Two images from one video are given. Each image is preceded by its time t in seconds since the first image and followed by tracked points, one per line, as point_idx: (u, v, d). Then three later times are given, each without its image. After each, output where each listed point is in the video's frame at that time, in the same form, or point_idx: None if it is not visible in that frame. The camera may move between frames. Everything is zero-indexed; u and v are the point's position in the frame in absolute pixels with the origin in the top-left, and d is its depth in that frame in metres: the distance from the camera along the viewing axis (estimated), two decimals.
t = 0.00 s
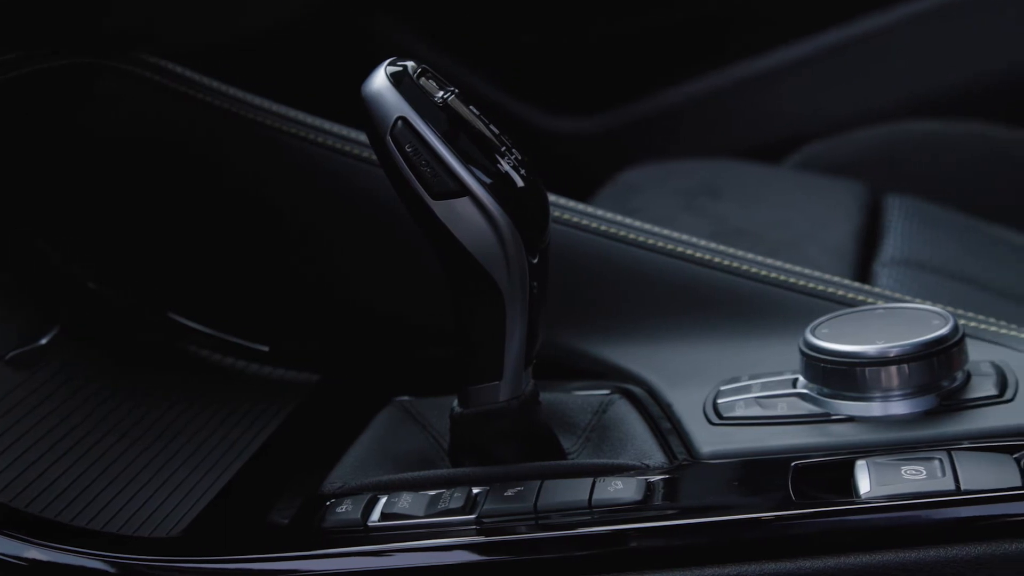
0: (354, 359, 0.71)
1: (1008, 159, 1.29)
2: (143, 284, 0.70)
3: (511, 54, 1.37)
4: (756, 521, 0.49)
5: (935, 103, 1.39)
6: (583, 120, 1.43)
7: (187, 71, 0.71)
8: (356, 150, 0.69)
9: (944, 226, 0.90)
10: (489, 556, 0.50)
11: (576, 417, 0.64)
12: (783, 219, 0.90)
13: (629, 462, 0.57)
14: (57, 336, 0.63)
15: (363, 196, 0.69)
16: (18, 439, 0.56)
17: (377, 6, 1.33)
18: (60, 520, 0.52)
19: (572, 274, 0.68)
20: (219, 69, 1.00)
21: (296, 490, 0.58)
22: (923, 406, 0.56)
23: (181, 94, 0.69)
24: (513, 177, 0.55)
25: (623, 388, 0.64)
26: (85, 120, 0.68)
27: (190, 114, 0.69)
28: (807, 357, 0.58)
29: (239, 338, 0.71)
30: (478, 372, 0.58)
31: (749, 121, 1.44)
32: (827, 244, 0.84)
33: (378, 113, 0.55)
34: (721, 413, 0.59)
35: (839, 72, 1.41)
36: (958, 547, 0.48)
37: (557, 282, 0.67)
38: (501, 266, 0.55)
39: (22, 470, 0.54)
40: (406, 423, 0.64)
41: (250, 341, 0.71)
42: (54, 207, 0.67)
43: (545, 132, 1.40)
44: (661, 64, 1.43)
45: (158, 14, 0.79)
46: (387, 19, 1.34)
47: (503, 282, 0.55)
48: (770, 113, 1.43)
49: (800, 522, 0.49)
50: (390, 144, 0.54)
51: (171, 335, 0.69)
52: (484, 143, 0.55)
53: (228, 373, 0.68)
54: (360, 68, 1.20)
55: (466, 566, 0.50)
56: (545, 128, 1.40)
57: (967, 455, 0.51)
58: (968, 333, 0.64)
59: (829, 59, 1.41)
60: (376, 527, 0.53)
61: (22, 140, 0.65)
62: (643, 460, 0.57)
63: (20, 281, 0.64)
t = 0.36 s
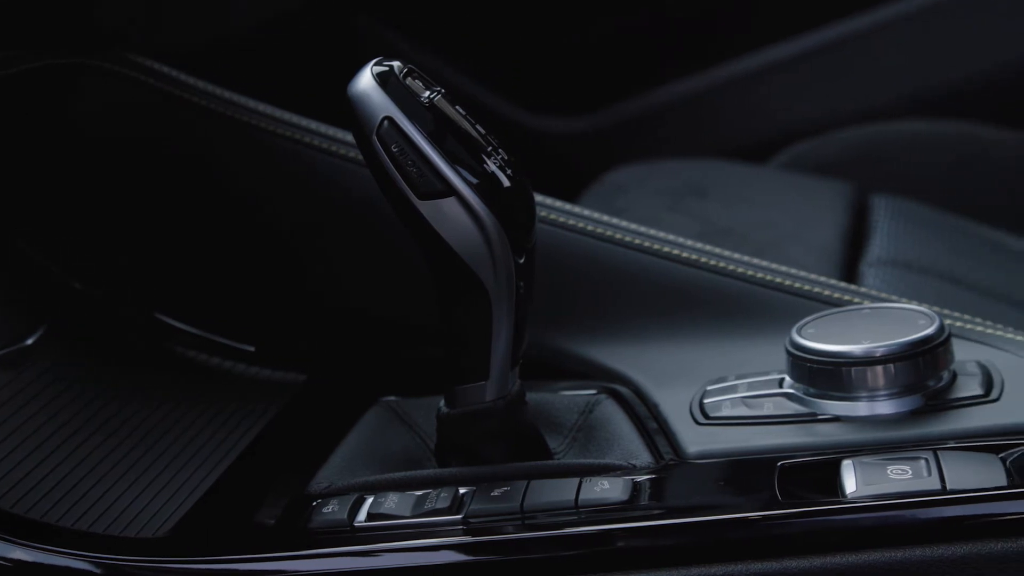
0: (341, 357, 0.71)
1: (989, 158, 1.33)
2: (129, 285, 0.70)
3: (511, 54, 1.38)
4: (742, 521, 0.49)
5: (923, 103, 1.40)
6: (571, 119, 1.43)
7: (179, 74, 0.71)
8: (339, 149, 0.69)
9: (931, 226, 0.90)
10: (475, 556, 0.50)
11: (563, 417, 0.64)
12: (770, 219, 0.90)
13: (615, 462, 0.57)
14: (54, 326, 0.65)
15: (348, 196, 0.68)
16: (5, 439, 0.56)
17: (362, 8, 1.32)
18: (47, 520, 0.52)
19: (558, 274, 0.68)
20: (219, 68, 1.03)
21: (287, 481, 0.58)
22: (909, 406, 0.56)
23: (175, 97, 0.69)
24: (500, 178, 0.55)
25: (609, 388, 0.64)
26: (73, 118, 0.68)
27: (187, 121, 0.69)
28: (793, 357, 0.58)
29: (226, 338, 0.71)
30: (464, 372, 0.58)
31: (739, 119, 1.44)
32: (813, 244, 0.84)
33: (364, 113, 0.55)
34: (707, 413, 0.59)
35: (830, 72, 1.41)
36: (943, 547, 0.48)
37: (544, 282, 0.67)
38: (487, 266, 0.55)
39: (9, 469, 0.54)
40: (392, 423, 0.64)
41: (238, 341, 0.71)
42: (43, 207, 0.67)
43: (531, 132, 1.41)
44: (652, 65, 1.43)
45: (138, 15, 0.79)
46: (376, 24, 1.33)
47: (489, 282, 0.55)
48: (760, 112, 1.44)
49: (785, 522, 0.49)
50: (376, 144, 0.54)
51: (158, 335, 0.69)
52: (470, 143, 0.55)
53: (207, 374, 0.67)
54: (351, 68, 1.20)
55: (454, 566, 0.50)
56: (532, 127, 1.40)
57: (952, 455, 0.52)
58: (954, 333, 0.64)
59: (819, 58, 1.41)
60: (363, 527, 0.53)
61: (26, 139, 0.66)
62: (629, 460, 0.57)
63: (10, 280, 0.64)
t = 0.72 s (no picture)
0: (328, 356, 0.71)
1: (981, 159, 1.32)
2: (115, 287, 0.69)
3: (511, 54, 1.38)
4: (729, 521, 0.49)
5: (914, 103, 1.40)
6: (563, 120, 1.43)
7: (171, 77, 0.70)
8: (329, 149, 0.69)
9: (916, 227, 0.91)
10: (462, 556, 0.50)
11: (549, 417, 0.64)
12: (757, 219, 0.91)
13: (602, 462, 0.57)
14: (52, 325, 0.65)
15: (334, 196, 0.68)
16: None
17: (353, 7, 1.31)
18: (32, 522, 0.52)
19: (545, 274, 0.68)
20: (219, 69, 1.02)
21: (280, 480, 0.59)
22: (894, 406, 0.56)
23: (160, 97, 0.69)
24: (486, 178, 0.55)
25: (596, 388, 0.64)
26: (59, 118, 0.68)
27: (184, 122, 0.69)
28: (780, 357, 0.58)
29: (212, 337, 0.70)
30: (450, 372, 0.58)
31: (731, 118, 1.44)
32: (800, 244, 0.84)
33: (351, 113, 0.55)
34: (694, 414, 0.59)
35: (820, 72, 1.42)
36: (930, 547, 0.48)
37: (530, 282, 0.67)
38: (474, 266, 0.55)
39: None
40: (379, 423, 0.64)
41: (225, 341, 0.70)
42: (29, 209, 0.67)
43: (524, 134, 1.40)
44: (641, 64, 1.43)
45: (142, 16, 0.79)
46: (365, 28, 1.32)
47: (476, 282, 0.55)
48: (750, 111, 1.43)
49: (770, 522, 0.49)
50: (362, 144, 0.54)
51: (144, 336, 0.69)
52: (457, 143, 0.55)
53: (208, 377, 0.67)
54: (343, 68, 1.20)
55: (443, 566, 0.50)
56: (520, 127, 1.40)
57: (938, 455, 0.52)
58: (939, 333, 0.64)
59: (810, 58, 1.41)
60: (349, 527, 0.53)
61: (13, 141, 0.67)
62: (616, 460, 0.57)
63: None
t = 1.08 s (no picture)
0: (317, 352, 0.70)
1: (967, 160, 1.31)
2: (98, 287, 0.69)
3: (511, 54, 1.39)
4: (715, 521, 0.50)
5: (904, 103, 1.40)
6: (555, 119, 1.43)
7: (160, 79, 0.70)
8: (315, 149, 0.69)
9: (902, 227, 0.91)
10: (450, 556, 0.50)
11: (537, 417, 0.64)
12: (744, 219, 0.91)
13: (589, 462, 0.57)
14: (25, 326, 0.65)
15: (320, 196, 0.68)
16: None
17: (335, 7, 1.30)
18: (17, 523, 0.52)
19: (532, 274, 0.68)
20: (218, 69, 1.01)
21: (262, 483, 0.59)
22: (881, 406, 0.56)
23: (146, 97, 0.69)
24: (473, 178, 0.55)
25: (584, 388, 0.64)
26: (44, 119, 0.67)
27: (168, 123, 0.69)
28: (767, 357, 0.58)
29: (197, 336, 0.69)
30: (438, 372, 0.58)
31: (719, 117, 1.45)
32: (788, 244, 0.84)
33: (337, 113, 0.55)
34: (681, 413, 0.59)
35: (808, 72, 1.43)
36: (915, 546, 0.48)
37: (518, 281, 0.67)
38: (461, 265, 0.55)
39: None
40: (367, 423, 0.64)
41: (211, 341, 0.69)
42: (6, 210, 0.67)
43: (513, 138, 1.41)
44: (631, 64, 1.45)
45: (140, 18, 0.80)
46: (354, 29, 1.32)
47: (463, 282, 0.55)
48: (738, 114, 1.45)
49: (757, 522, 0.49)
50: (349, 144, 0.54)
51: (131, 337, 0.69)
52: (443, 143, 0.55)
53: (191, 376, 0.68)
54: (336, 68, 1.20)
55: (431, 566, 0.50)
56: (507, 128, 1.41)
57: (925, 455, 0.52)
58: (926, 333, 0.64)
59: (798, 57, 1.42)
60: (335, 528, 0.53)
61: None
62: (603, 461, 0.57)
63: None
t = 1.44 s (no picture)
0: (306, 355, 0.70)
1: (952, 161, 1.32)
2: (96, 286, 0.69)
3: (511, 54, 1.39)
4: (703, 521, 0.50)
5: (896, 103, 1.41)
6: (547, 120, 1.44)
7: (148, 79, 0.70)
8: (303, 149, 0.69)
9: (889, 226, 0.91)
10: (438, 556, 0.50)
11: (525, 417, 0.64)
12: (733, 219, 0.91)
13: (578, 462, 0.57)
14: (17, 327, 0.65)
15: (309, 196, 0.68)
16: None
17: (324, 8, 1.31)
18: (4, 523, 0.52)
19: (520, 274, 0.67)
20: (219, 68, 1.02)
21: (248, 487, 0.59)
22: (869, 405, 0.56)
23: (135, 97, 0.69)
24: (461, 178, 0.55)
25: (572, 388, 0.64)
26: (33, 118, 0.67)
27: (155, 121, 0.68)
28: (755, 357, 0.58)
29: (185, 337, 0.69)
30: (426, 372, 0.58)
31: (712, 117, 1.46)
32: (777, 244, 0.84)
33: (325, 113, 0.55)
34: (669, 413, 0.59)
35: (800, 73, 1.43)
36: (903, 546, 0.48)
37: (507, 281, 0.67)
38: (449, 265, 0.55)
39: None
40: (355, 423, 0.64)
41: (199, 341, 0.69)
42: None
43: (507, 139, 1.42)
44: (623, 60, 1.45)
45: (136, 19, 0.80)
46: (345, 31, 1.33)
47: (451, 282, 0.55)
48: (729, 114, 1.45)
49: (744, 522, 0.49)
50: (337, 144, 0.54)
51: (119, 337, 0.68)
52: (432, 144, 0.55)
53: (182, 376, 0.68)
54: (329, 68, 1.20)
55: (420, 566, 0.50)
56: (499, 128, 1.41)
57: (913, 455, 0.52)
58: (914, 333, 0.64)
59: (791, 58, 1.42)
60: (324, 528, 0.53)
61: None
62: (592, 460, 0.57)
63: None
